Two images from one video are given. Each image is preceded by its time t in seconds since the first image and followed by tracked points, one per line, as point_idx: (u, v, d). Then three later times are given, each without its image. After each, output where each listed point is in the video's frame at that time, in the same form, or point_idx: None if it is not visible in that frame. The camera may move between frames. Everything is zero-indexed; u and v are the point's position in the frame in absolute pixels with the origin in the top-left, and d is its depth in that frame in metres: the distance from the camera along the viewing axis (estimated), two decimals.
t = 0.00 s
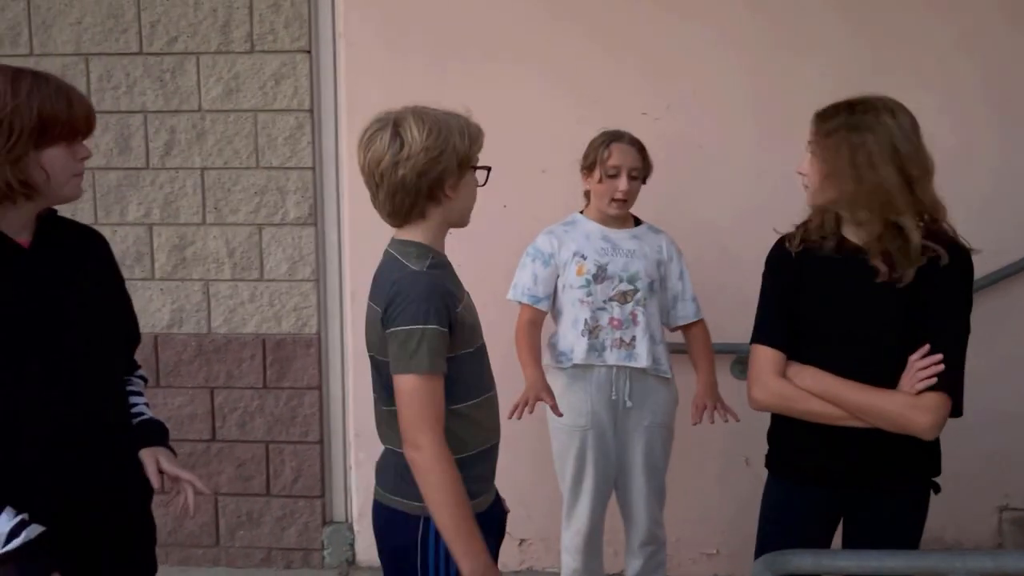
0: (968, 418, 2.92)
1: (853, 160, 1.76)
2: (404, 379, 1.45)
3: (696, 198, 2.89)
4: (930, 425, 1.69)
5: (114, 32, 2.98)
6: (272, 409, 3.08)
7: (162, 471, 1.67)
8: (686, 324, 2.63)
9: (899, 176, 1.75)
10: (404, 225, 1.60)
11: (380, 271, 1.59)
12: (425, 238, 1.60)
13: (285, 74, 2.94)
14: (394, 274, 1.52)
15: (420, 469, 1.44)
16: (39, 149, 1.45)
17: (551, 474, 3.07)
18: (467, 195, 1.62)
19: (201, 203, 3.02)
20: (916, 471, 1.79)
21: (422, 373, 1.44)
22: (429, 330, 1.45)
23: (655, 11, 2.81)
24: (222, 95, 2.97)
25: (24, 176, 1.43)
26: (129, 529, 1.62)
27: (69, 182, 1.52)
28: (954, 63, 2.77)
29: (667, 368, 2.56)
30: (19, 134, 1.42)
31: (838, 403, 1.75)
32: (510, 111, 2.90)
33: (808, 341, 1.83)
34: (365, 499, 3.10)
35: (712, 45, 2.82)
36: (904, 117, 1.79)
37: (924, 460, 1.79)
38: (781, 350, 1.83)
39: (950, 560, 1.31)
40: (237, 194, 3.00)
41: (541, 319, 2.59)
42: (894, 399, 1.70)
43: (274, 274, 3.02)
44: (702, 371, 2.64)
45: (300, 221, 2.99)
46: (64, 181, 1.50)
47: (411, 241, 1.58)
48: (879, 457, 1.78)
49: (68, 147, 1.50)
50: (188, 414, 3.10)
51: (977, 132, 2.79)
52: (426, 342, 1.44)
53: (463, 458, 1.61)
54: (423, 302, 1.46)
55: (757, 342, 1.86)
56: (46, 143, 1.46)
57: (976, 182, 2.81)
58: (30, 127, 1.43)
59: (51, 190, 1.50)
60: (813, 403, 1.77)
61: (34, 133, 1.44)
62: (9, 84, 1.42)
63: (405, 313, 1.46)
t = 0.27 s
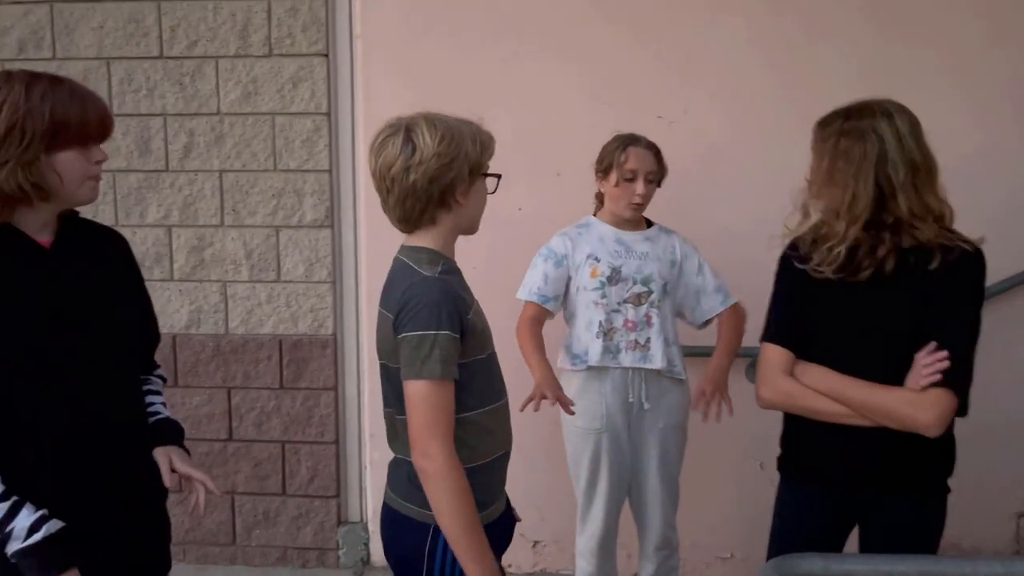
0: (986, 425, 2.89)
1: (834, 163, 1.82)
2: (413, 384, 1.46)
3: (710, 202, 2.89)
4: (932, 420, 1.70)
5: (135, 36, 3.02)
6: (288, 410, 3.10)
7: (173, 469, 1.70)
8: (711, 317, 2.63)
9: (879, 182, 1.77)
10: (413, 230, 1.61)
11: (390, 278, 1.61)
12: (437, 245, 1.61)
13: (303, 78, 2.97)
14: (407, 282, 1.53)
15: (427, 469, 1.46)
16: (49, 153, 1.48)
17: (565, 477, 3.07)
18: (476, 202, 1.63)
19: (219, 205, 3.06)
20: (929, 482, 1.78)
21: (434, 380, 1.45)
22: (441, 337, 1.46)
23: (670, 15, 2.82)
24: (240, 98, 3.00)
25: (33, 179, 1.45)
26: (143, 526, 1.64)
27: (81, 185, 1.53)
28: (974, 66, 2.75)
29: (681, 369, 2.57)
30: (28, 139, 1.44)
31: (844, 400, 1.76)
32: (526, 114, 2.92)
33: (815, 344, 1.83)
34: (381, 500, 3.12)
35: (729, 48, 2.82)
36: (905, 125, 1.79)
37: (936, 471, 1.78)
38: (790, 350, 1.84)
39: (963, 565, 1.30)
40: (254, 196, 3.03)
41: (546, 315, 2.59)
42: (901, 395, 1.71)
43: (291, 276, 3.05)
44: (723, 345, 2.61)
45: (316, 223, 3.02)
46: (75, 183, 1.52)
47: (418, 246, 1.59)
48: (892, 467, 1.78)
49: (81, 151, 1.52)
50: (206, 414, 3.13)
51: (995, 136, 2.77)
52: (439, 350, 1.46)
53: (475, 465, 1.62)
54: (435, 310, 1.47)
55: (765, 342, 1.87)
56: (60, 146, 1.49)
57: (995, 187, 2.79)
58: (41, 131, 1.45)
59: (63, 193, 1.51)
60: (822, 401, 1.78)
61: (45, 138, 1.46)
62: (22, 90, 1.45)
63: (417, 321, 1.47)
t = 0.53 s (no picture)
0: (1003, 430, 2.87)
1: (852, 175, 1.82)
2: (425, 390, 1.47)
3: (724, 206, 2.89)
4: (955, 431, 1.69)
5: (153, 41, 3.05)
6: (302, 411, 3.12)
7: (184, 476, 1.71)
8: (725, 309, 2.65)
9: (899, 192, 1.77)
10: (428, 234, 1.62)
11: (403, 283, 1.62)
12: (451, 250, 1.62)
13: (318, 82, 2.99)
14: (420, 287, 1.54)
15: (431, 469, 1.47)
16: (48, 157, 1.49)
17: (577, 480, 3.07)
18: (491, 206, 1.64)
19: (235, 208, 3.08)
20: (946, 487, 1.77)
21: (444, 386, 1.46)
22: (454, 343, 1.47)
23: (684, 18, 2.82)
24: (256, 101, 3.03)
25: (30, 183, 1.46)
26: (157, 526, 1.66)
27: (88, 189, 1.54)
28: (990, 69, 2.73)
29: (696, 369, 2.57)
30: (26, 143, 1.46)
31: (865, 408, 1.76)
32: (539, 118, 2.92)
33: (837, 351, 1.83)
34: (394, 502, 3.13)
35: (742, 52, 2.81)
36: (922, 133, 1.79)
37: (953, 477, 1.77)
38: (812, 358, 1.84)
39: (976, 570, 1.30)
40: (270, 199, 3.06)
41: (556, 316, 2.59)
42: (923, 404, 1.70)
43: (306, 278, 3.07)
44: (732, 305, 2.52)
45: (331, 226, 3.04)
46: (79, 187, 1.52)
47: (433, 251, 1.60)
48: (906, 473, 1.77)
49: (85, 154, 1.53)
50: (221, 415, 3.16)
51: (1012, 139, 2.75)
52: (449, 356, 1.46)
53: (484, 470, 1.62)
54: (448, 316, 1.48)
55: (786, 349, 1.87)
56: (63, 150, 1.50)
57: (1012, 191, 2.77)
58: (39, 136, 1.47)
59: (67, 197, 1.52)
60: (843, 409, 1.78)
61: (43, 142, 1.47)
62: (25, 97, 1.47)
63: (429, 327, 1.48)
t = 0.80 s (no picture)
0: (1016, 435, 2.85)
1: (862, 177, 1.82)
2: (435, 392, 1.48)
3: (734, 208, 2.89)
4: (960, 432, 1.68)
5: (165, 44, 3.07)
6: (313, 412, 3.14)
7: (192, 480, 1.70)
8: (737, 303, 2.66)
9: (908, 193, 1.77)
10: (438, 236, 1.63)
11: (415, 283, 1.62)
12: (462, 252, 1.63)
13: (329, 84, 3.00)
14: (431, 289, 1.55)
15: (439, 473, 1.48)
16: (56, 161, 1.50)
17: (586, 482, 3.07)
18: (501, 208, 1.64)
19: (246, 210, 3.10)
20: (956, 489, 1.76)
21: (452, 388, 1.47)
22: (464, 344, 1.47)
23: (694, 20, 2.82)
24: (268, 104, 3.04)
25: (38, 187, 1.48)
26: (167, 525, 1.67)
27: (97, 192, 1.55)
28: (1003, 71, 2.72)
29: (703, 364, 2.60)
30: (34, 147, 1.48)
31: (872, 408, 1.76)
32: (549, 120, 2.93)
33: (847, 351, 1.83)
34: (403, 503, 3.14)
35: (753, 54, 2.81)
36: (931, 135, 1.79)
37: (963, 479, 1.77)
38: (822, 358, 1.84)
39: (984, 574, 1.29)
40: (281, 201, 3.07)
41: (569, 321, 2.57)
42: (925, 404, 1.70)
43: (316, 280, 3.08)
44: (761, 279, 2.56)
45: (341, 228, 3.05)
46: (87, 190, 1.53)
47: (444, 253, 1.61)
48: (916, 476, 1.77)
49: (93, 158, 1.54)
50: (232, 416, 3.17)
51: None
52: (457, 359, 1.47)
53: (492, 470, 1.63)
54: (458, 317, 1.48)
55: (797, 349, 1.87)
56: (71, 153, 1.51)
57: None
58: (47, 139, 1.49)
59: (76, 200, 1.53)
60: (851, 409, 1.78)
61: (50, 145, 1.49)
62: (35, 100, 1.50)
63: (439, 329, 1.49)
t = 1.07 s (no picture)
0: None
1: (867, 178, 1.82)
2: (448, 388, 1.48)
3: (740, 207, 2.89)
4: (966, 430, 1.68)
5: (172, 44, 3.08)
6: (319, 411, 3.14)
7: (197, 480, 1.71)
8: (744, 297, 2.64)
9: (912, 192, 1.77)
10: (448, 236, 1.64)
11: (425, 282, 1.63)
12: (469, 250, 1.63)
13: (335, 84, 3.01)
14: (442, 287, 1.55)
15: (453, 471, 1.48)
16: (64, 161, 1.51)
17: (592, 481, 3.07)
18: (510, 207, 1.65)
19: (252, 210, 3.11)
20: (965, 487, 1.76)
21: (463, 386, 1.47)
22: (475, 342, 1.48)
23: (700, 20, 2.82)
24: (274, 104, 3.05)
25: (46, 186, 1.48)
26: (173, 522, 1.68)
27: (105, 193, 1.55)
28: (1010, 70, 2.71)
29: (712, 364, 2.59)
30: (41, 147, 1.49)
31: (879, 406, 1.76)
32: (555, 119, 2.93)
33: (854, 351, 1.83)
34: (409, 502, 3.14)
35: (759, 53, 2.81)
36: (936, 134, 1.79)
37: (970, 478, 1.76)
38: (830, 357, 1.84)
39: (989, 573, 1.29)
40: (287, 201, 3.08)
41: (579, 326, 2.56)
42: (930, 403, 1.70)
43: (322, 279, 3.09)
44: (799, 279, 2.58)
45: (348, 228, 3.06)
46: (95, 191, 1.53)
47: (454, 252, 1.61)
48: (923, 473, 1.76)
49: (101, 158, 1.54)
50: (239, 414, 3.18)
51: None
52: (466, 356, 1.47)
53: (500, 468, 1.63)
54: (468, 314, 1.49)
55: (805, 348, 1.87)
56: (78, 153, 1.52)
57: None
58: (55, 139, 1.50)
59: (84, 201, 1.54)
60: (859, 408, 1.78)
61: (58, 145, 1.50)
62: (44, 101, 1.51)
63: (450, 326, 1.49)
